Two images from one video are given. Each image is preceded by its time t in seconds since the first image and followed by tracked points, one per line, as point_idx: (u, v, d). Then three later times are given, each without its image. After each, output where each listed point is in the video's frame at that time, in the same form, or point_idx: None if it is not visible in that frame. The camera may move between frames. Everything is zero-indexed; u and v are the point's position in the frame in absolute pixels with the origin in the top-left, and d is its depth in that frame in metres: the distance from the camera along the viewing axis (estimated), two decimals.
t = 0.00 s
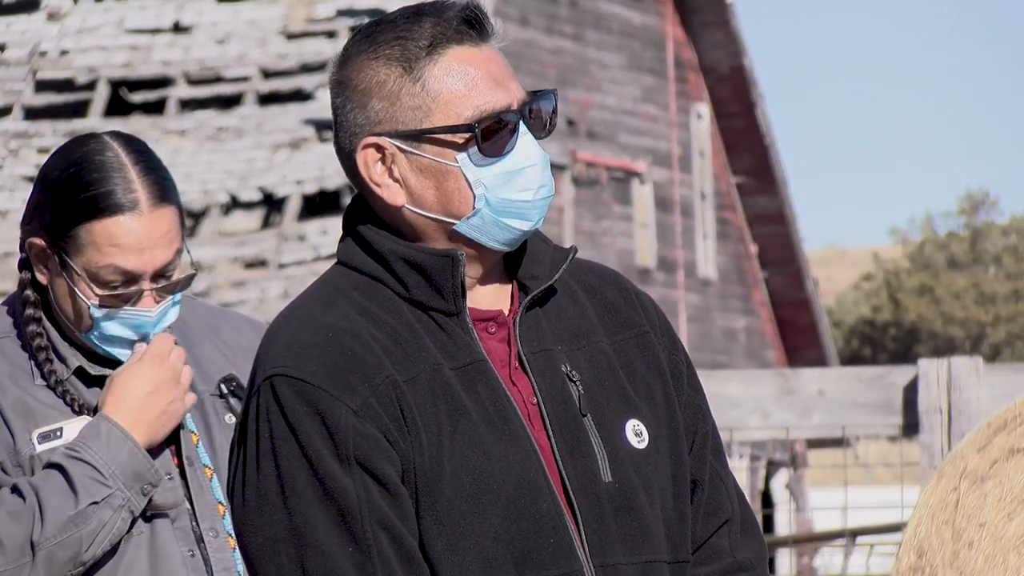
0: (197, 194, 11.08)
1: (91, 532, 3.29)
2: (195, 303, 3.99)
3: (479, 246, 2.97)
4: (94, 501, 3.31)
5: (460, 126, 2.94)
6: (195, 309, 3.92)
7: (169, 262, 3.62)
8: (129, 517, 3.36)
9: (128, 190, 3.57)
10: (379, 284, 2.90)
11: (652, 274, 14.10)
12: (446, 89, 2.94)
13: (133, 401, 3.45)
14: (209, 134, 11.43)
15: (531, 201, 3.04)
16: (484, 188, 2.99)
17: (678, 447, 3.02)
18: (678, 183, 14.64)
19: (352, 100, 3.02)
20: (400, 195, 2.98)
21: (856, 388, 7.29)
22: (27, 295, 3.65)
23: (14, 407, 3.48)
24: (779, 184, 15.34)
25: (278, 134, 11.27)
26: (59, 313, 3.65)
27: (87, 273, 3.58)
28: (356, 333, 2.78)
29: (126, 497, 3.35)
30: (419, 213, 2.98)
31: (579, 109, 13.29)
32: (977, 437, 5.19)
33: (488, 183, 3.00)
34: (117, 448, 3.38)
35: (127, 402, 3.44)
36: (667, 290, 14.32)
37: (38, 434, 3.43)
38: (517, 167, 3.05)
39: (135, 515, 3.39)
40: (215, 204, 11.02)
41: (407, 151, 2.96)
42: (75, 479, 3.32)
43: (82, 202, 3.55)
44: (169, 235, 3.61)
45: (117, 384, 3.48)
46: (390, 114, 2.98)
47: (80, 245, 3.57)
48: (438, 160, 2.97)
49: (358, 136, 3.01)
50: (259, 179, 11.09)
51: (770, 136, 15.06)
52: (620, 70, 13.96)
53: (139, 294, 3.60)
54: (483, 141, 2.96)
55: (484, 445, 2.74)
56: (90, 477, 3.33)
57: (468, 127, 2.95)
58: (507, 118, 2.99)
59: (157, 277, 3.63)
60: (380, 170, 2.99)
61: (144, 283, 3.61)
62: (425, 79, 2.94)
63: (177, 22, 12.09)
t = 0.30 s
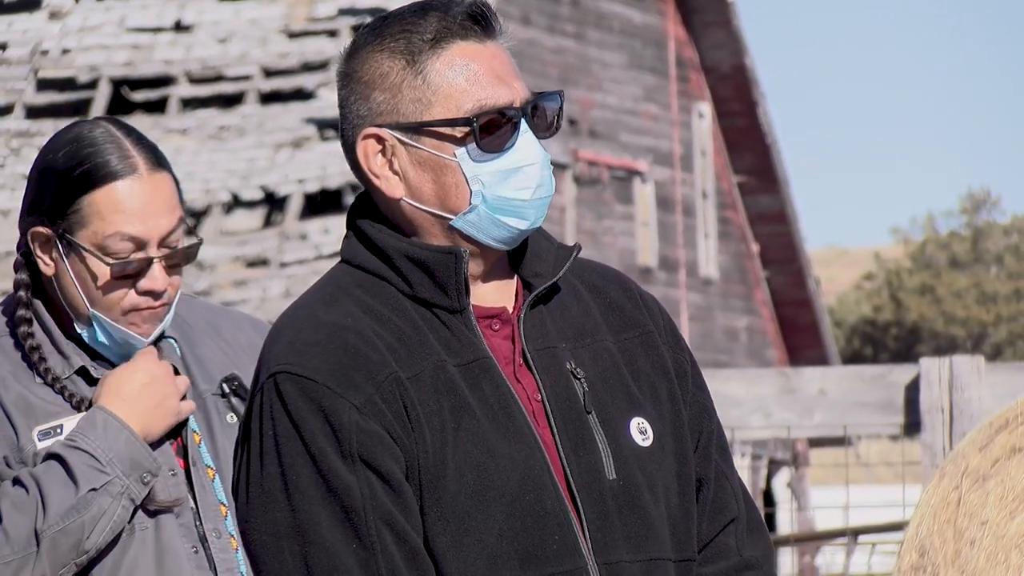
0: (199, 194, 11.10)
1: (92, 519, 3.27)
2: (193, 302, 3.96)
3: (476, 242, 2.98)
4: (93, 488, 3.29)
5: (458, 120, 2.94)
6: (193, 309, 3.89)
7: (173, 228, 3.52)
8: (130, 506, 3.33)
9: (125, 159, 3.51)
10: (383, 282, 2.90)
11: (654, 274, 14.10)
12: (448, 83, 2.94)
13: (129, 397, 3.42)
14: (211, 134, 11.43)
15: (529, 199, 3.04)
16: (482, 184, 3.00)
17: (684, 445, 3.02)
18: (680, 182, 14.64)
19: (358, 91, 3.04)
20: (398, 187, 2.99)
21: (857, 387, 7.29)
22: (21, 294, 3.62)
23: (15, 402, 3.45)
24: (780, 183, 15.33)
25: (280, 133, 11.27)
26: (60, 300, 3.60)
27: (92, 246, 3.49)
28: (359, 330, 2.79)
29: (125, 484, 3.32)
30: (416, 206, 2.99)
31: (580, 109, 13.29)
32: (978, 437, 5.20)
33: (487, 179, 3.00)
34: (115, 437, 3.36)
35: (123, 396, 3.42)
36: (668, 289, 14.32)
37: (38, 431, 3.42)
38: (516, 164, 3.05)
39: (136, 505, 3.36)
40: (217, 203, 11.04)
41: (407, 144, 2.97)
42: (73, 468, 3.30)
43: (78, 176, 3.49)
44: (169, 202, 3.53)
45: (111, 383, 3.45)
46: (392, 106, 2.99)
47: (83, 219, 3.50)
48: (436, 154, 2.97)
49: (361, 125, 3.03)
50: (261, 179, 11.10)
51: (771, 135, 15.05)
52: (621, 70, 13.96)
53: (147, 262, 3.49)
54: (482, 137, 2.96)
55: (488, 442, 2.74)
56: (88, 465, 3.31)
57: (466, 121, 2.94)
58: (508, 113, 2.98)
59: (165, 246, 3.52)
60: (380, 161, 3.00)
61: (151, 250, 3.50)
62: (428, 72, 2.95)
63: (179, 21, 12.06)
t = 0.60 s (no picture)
0: (200, 195, 11.10)
1: (78, 531, 3.27)
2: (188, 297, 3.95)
3: (462, 239, 3.00)
4: (79, 500, 3.30)
5: (446, 114, 2.93)
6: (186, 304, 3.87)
7: (152, 252, 3.53)
8: (117, 513, 3.35)
9: (109, 181, 3.51)
10: (387, 282, 2.91)
11: (654, 275, 14.11)
12: (452, 79, 2.94)
13: (121, 390, 3.43)
14: (211, 135, 11.43)
15: (518, 199, 3.03)
16: (469, 181, 3.01)
17: (687, 448, 3.02)
18: (680, 183, 14.65)
19: (370, 81, 3.05)
20: (392, 179, 3.01)
21: (858, 388, 7.30)
22: (12, 296, 3.64)
23: (4, 407, 3.45)
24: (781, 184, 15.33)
25: (281, 134, 11.26)
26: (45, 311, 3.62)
27: (70, 268, 3.51)
28: (364, 330, 2.79)
29: (112, 493, 3.34)
30: (407, 199, 3.01)
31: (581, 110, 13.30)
32: (978, 437, 5.24)
33: (477, 175, 3.02)
34: (101, 445, 3.37)
35: (116, 390, 3.43)
36: (668, 291, 14.33)
37: (27, 434, 3.42)
38: (511, 164, 3.06)
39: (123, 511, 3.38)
40: (218, 204, 11.05)
41: (402, 136, 2.98)
42: (58, 478, 3.32)
43: (62, 196, 3.50)
44: (152, 225, 3.54)
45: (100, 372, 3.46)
46: (397, 98, 2.99)
47: (62, 239, 3.51)
48: (428, 148, 2.98)
49: (367, 113, 3.05)
50: (262, 180, 11.10)
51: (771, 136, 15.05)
52: (622, 71, 13.97)
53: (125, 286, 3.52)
54: (469, 135, 2.95)
55: (493, 442, 2.74)
56: (73, 476, 3.33)
57: (452, 117, 2.93)
58: (501, 114, 2.97)
59: (144, 268, 3.54)
60: (379, 153, 3.03)
61: (129, 274, 3.52)
62: (431, 67, 2.95)
63: (180, 22, 12.05)
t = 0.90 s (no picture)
0: (226, 204, 11.10)
1: (113, 532, 3.13)
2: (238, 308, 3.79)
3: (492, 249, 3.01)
4: (112, 501, 3.15)
5: (479, 124, 2.94)
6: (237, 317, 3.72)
7: (200, 274, 3.43)
8: (153, 514, 3.20)
9: (151, 207, 3.40)
10: (420, 288, 2.92)
11: (681, 284, 14.08)
12: (487, 88, 2.93)
13: (153, 397, 3.27)
14: (237, 144, 11.47)
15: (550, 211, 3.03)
16: (501, 190, 3.01)
17: (720, 456, 3.02)
18: (706, 192, 14.64)
19: (406, 88, 3.07)
20: (425, 186, 3.03)
21: (885, 397, 7.29)
22: (47, 319, 3.47)
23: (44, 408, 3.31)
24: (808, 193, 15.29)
25: (306, 143, 11.31)
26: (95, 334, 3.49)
27: (116, 295, 3.39)
28: (399, 335, 2.80)
29: (147, 494, 3.20)
30: (440, 207, 3.03)
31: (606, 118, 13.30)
32: (1005, 447, 5.21)
33: (510, 187, 3.01)
34: (134, 445, 3.22)
35: (148, 395, 3.27)
36: (695, 299, 14.30)
37: (70, 436, 3.29)
38: (545, 176, 3.05)
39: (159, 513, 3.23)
40: (244, 214, 11.03)
41: (436, 144, 3.00)
42: (91, 479, 3.17)
43: (103, 221, 3.39)
44: (198, 248, 3.44)
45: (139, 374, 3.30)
46: (432, 106, 3.00)
47: (107, 268, 3.39)
48: (460, 157, 2.99)
49: (402, 119, 3.06)
50: (287, 189, 11.07)
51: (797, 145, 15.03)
52: (647, 80, 13.97)
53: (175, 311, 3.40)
54: (501, 146, 2.95)
55: (526, 447, 2.75)
56: (107, 477, 3.18)
57: (486, 127, 2.93)
58: (535, 126, 2.97)
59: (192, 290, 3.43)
60: (413, 160, 3.05)
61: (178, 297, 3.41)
62: (465, 76, 2.95)
63: (204, 32, 12.18)
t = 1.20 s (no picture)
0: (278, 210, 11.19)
1: (180, 552, 3.10)
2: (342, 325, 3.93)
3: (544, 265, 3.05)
4: (184, 521, 3.12)
5: (534, 143, 2.96)
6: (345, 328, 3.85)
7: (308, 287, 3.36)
8: (226, 537, 3.17)
9: (261, 220, 3.34)
10: (469, 295, 2.95)
11: (734, 289, 14.06)
12: (541, 103, 2.95)
13: (239, 422, 3.19)
14: (291, 150, 11.52)
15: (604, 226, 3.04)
16: (554, 209, 3.03)
17: (767, 464, 3.03)
18: (760, 198, 14.60)
19: (458, 99, 3.10)
20: (478, 199, 3.06)
21: (937, 403, 7.30)
22: (157, 318, 3.47)
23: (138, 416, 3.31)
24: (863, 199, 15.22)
25: (360, 149, 11.36)
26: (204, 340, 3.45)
27: (222, 304, 3.33)
28: (448, 344, 2.83)
29: (221, 516, 3.16)
30: (492, 221, 3.07)
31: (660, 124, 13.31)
32: None
33: (563, 205, 3.03)
34: (215, 466, 3.17)
35: (234, 419, 3.20)
36: (748, 305, 14.28)
37: (160, 446, 3.29)
38: (598, 193, 3.07)
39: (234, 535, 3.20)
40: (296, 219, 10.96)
41: (490, 160, 3.02)
42: (163, 493, 3.14)
43: (214, 230, 3.33)
44: (307, 261, 3.37)
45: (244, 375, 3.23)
46: (485, 120, 3.03)
47: (214, 277, 3.33)
48: (514, 174, 3.01)
49: (454, 132, 3.10)
50: (341, 195, 11.10)
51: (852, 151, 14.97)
52: (702, 85, 13.96)
53: (278, 325, 3.33)
54: (556, 165, 2.98)
55: (573, 457, 2.78)
56: (182, 496, 3.14)
57: (541, 147, 2.96)
58: (591, 143, 2.99)
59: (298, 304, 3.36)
60: (465, 172, 3.08)
61: (283, 310, 3.33)
62: (520, 91, 2.97)
63: (259, 38, 12.30)
